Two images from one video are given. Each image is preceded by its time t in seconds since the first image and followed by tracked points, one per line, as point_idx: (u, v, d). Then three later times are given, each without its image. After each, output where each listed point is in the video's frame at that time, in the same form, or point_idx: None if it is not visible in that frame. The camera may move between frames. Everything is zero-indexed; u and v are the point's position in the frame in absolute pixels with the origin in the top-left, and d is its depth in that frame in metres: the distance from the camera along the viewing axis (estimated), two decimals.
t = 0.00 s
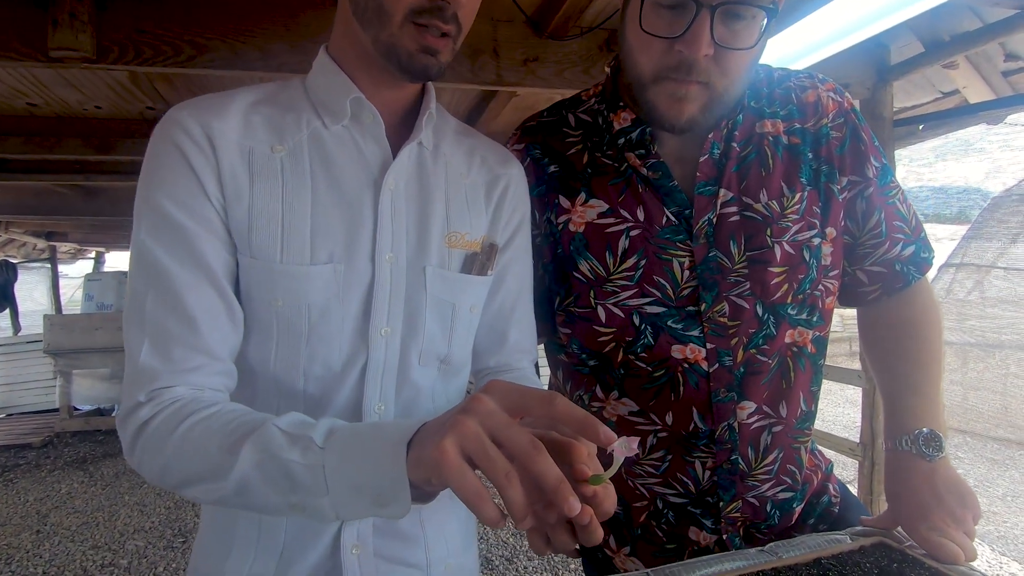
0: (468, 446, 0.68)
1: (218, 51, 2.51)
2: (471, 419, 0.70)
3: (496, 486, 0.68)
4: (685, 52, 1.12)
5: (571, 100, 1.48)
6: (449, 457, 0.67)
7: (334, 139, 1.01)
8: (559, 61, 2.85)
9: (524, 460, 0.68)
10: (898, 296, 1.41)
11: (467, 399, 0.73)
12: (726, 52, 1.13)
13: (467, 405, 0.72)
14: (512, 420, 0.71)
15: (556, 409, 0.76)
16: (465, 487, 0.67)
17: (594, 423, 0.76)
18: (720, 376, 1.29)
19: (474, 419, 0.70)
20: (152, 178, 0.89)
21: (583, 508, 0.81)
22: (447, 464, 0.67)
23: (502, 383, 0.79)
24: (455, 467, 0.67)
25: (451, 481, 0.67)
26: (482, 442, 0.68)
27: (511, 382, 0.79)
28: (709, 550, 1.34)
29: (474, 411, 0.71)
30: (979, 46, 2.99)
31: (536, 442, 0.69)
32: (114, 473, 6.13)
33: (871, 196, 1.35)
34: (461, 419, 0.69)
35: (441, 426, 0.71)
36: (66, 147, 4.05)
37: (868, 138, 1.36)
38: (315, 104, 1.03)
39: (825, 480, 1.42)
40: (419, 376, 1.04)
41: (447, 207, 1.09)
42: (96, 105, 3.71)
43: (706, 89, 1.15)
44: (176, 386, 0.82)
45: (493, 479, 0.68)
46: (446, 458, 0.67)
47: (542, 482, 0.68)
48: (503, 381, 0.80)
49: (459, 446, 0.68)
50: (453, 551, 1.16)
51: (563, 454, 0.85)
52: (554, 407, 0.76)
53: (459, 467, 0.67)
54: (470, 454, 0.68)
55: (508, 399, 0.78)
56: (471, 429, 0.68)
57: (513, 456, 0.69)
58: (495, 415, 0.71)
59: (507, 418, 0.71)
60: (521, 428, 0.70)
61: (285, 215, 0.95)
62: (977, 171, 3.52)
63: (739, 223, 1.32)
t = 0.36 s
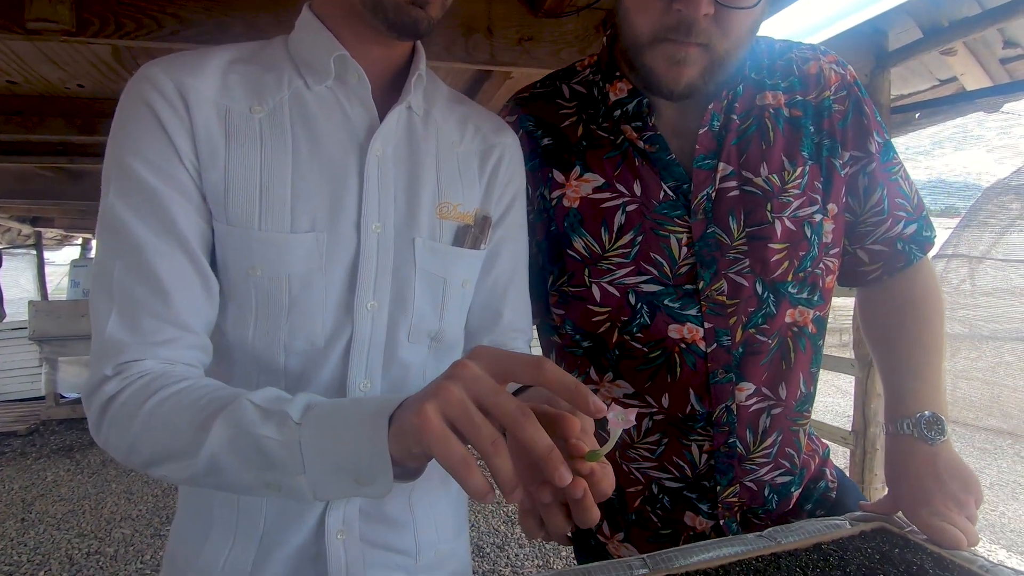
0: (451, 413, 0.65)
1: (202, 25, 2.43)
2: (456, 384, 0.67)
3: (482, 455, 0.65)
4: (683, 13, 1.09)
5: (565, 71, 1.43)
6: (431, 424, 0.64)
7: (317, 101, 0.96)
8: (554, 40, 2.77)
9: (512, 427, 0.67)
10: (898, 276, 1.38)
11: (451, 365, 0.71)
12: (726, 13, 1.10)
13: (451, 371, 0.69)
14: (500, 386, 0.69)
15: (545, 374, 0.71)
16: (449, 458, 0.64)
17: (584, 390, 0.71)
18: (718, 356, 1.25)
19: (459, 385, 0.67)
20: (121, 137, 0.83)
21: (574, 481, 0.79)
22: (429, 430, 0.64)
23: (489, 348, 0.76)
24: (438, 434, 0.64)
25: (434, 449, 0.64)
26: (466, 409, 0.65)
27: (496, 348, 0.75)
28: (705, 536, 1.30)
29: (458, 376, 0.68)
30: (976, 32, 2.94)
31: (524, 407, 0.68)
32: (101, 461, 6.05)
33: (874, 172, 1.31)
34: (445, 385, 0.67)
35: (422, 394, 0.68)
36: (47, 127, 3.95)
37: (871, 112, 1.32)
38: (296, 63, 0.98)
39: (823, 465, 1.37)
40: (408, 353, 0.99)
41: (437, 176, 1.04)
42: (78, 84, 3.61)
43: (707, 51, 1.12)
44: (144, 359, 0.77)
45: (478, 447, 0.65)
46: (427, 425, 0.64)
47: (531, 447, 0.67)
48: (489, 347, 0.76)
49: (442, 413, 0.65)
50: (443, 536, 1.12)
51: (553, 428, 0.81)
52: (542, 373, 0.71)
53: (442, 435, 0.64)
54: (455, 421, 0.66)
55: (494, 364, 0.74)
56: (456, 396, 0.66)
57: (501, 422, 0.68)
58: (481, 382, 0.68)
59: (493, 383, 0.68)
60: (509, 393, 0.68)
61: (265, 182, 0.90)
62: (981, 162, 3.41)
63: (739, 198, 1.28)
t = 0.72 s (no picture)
0: (438, 382, 0.62)
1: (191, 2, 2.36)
2: (443, 352, 0.64)
3: (472, 425, 0.63)
4: None
5: (564, 48, 1.38)
6: (418, 393, 0.60)
7: (304, 72, 0.91)
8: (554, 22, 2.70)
9: (503, 397, 0.64)
10: (903, 261, 1.34)
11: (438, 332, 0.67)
12: None
13: (438, 338, 0.66)
14: (491, 352, 0.65)
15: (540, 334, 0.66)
16: (438, 430, 0.60)
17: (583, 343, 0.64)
18: (720, 343, 1.21)
19: (446, 353, 0.64)
20: (96, 106, 0.78)
21: (574, 471, 0.79)
22: (414, 399, 0.60)
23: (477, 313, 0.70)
24: (423, 403, 0.60)
25: (421, 420, 0.60)
26: (454, 375, 0.62)
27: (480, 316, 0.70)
28: (705, 525, 1.28)
29: (446, 342, 0.65)
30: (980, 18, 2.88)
31: (517, 376, 0.65)
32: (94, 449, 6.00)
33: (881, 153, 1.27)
34: (431, 351, 0.63)
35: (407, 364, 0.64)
36: (34, 111, 3.87)
37: (879, 91, 1.28)
38: (283, 32, 0.93)
39: (824, 454, 1.35)
40: (401, 338, 0.95)
41: (432, 153, 1.00)
42: (65, 65, 3.53)
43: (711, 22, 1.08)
44: (119, 340, 0.73)
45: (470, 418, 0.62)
46: (411, 394, 0.60)
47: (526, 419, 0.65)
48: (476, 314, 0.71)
49: (428, 381, 0.62)
50: (438, 528, 1.09)
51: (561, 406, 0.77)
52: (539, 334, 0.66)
53: (429, 404, 0.60)
54: (442, 389, 0.62)
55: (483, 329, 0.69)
56: (443, 362, 0.63)
57: (492, 392, 0.65)
58: (470, 348, 0.65)
59: (483, 350, 0.65)
60: (501, 361, 0.65)
61: (250, 157, 0.86)
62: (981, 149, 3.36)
63: (743, 179, 1.24)
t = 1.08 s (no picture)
0: (427, 388, 0.59)
1: None
2: (432, 355, 0.61)
3: (467, 430, 0.60)
4: None
5: (563, 34, 1.33)
6: (406, 401, 0.57)
7: (290, 58, 0.87)
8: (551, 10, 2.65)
9: (499, 398, 0.61)
10: (909, 254, 1.31)
11: (427, 333, 0.64)
12: None
13: (427, 340, 0.63)
14: (484, 354, 0.63)
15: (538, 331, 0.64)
16: (429, 440, 0.57)
17: (586, 340, 0.63)
18: (723, 337, 1.18)
19: (435, 356, 0.61)
20: (69, 94, 0.74)
21: (578, 479, 0.75)
22: (401, 408, 0.57)
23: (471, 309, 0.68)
24: (412, 412, 0.57)
25: (410, 430, 0.58)
26: (444, 379, 0.60)
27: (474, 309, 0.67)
28: (706, 523, 1.25)
29: (436, 345, 0.62)
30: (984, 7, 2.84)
31: (513, 376, 0.62)
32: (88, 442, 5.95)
33: (887, 143, 1.24)
34: (419, 355, 0.61)
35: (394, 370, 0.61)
36: (24, 100, 3.80)
37: (887, 80, 1.24)
38: (268, 14, 0.88)
39: (826, 450, 1.32)
40: (395, 336, 0.92)
41: (425, 142, 0.96)
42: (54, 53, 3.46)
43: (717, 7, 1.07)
44: (97, 342, 0.70)
45: (464, 423, 0.60)
46: (398, 403, 0.57)
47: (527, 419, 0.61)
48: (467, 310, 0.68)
49: (417, 387, 0.59)
50: (433, 529, 1.06)
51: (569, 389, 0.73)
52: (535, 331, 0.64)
53: (419, 413, 0.58)
54: (431, 395, 0.60)
55: (475, 328, 0.66)
56: (432, 366, 0.60)
57: (487, 395, 0.62)
58: (462, 350, 0.62)
59: (475, 352, 0.62)
60: (495, 361, 0.62)
61: (234, 148, 0.82)
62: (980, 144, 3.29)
63: (748, 169, 1.20)
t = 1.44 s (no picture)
0: (415, 418, 0.57)
1: None
2: (419, 384, 0.59)
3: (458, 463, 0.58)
4: None
5: (558, 15, 1.29)
6: (393, 437, 0.55)
7: (269, 40, 0.83)
8: None
9: (492, 426, 0.60)
10: (910, 240, 1.29)
11: (414, 357, 0.61)
12: None
13: (413, 366, 0.61)
14: (474, 381, 0.60)
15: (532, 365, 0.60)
16: (419, 474, 0.56)
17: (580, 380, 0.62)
18: (722, 325, 1.16)
19: (423, 384, 0.58)
20: (35, 80, 0.70)
21: (575, 485, 0.73)
22: (387, 444, 0.56)
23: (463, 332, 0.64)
24: (399, 444, 0.56)
25: (398, 462, 0.56)
26: (433, 411, 0.57)
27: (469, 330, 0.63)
28: (704, 512, 1.23)
29: (422, 374, 0.59)
30: None
31: (506, 403, 0.60)
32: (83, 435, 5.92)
33: (889, 127, 1.21)
34: (405, 385, 0.58)
35: (379, 397, 0.59)
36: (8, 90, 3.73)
37: (889, 61, 1.21)
38: None
39: (824, 439, 1.30)
40: (385, 329, 0.89)
41: (414, 126, 0.92)
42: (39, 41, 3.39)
43: None
44: (73, 344, 0.67)
45: (455, 455, 0.57)
46: (385, 435, 0.56)
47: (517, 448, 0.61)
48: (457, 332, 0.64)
49: (404, 418, 0.57)
50: (427, 525, 1.04)
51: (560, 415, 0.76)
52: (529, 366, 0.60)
53: (407, 448, 0.56)
54: (419, 427, 0.57)
55: (465, 352, 0.63)
56: (420, 398, 0.57)
57: (479, 421, 0.60)
58: (451, 377, 0.59)
59: (466, 379, 0.59)
60: (487, 389, 0.60)
61: (213, 136, 0.78)
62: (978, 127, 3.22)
63: (747, 154, 1.17)
